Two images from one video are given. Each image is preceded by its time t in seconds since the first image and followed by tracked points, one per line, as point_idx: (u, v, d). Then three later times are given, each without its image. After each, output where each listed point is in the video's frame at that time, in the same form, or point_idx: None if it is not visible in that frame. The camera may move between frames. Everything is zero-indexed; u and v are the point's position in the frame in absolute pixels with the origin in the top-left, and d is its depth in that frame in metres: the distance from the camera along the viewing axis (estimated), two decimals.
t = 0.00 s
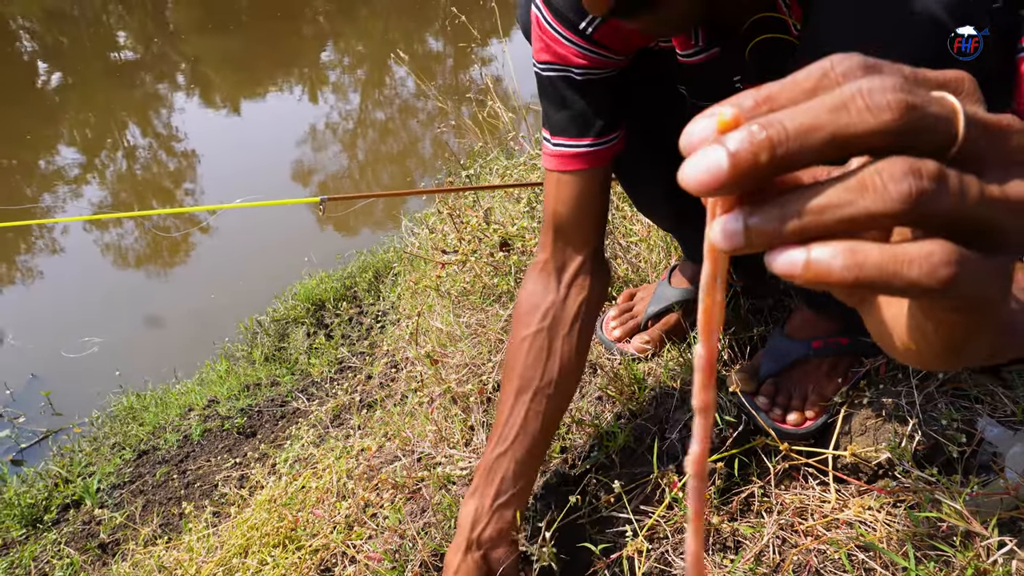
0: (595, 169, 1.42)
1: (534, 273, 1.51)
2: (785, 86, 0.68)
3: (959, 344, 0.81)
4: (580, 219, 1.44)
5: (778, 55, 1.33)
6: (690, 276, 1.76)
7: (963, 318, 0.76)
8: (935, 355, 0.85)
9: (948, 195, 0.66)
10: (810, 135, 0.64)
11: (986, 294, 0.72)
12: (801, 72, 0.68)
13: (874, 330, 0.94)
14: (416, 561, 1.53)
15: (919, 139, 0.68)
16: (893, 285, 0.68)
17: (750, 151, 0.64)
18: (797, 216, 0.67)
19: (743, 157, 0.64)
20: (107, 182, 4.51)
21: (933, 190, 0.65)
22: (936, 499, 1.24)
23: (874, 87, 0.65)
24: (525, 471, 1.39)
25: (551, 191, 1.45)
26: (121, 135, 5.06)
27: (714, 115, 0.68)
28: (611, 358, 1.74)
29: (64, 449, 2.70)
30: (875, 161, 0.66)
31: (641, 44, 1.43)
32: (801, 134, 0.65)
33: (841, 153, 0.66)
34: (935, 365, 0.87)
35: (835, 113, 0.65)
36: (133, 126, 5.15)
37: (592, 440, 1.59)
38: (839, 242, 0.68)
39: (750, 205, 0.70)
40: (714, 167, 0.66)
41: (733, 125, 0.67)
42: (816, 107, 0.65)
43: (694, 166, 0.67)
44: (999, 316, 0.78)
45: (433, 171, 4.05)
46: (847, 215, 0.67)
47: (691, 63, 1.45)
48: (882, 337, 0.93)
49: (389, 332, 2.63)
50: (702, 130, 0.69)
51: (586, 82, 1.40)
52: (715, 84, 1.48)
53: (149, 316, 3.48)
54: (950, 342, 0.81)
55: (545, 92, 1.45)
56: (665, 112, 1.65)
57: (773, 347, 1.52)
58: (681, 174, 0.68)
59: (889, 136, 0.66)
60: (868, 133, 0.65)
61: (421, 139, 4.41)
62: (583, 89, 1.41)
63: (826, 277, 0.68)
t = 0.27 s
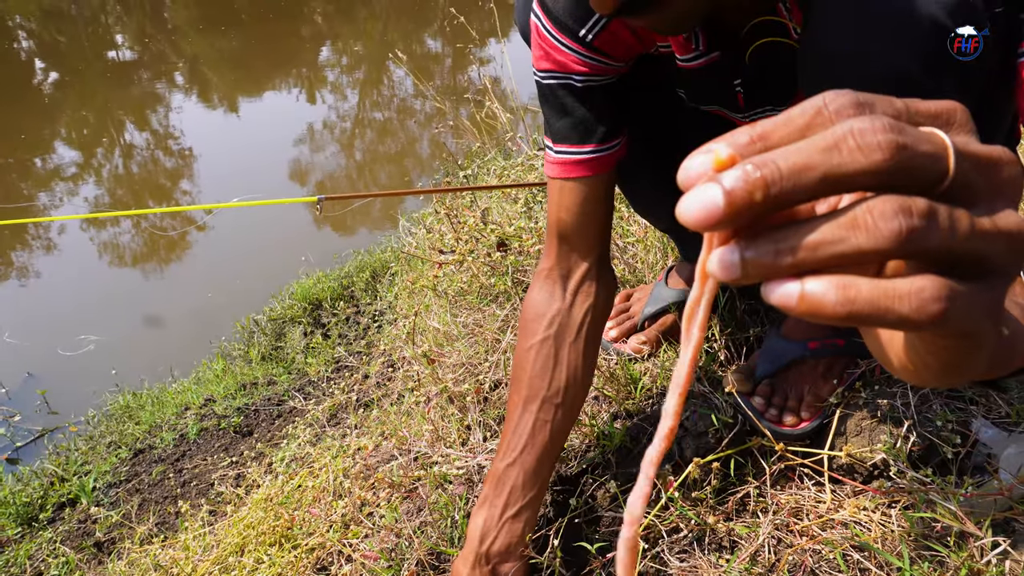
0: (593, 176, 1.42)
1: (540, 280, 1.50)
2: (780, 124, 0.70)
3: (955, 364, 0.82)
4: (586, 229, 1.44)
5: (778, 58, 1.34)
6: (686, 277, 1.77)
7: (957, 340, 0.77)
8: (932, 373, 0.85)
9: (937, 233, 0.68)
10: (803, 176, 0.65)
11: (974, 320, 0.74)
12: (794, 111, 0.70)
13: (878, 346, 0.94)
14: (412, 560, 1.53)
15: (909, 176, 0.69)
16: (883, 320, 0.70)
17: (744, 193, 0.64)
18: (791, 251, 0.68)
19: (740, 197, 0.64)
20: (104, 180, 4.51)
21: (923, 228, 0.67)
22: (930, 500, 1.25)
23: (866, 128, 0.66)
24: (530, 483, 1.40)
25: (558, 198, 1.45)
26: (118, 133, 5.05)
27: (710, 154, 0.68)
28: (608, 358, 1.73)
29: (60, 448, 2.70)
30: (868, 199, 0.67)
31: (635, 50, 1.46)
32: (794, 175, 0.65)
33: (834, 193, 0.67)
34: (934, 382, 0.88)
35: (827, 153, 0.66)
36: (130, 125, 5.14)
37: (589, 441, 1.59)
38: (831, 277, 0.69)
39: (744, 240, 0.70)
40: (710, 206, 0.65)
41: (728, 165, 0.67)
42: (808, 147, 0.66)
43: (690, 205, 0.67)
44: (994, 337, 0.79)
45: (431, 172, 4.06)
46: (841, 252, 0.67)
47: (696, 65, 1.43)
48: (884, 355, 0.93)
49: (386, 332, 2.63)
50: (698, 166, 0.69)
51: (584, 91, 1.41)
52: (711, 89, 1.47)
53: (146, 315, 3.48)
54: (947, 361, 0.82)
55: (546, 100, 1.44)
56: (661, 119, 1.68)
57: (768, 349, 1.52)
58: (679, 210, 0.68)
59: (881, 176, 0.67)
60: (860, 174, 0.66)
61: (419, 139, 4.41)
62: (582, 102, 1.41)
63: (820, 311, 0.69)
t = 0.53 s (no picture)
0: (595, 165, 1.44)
1: (550, 254, 1.51)
2: (788, 135, 0.72)
3: (957, 366, 0.83)
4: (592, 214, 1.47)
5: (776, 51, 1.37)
6: (682, 272, 1.76)
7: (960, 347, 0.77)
8: (932, 376, 0.86)
9: (944, 242, 0.69)
10: (809, 187, 0.67)
11: (979, 329, 0.74)
12: (802, 122, 0.72)
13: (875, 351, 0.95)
14: (405, 555, 1.54)
15: (916, 187, 0.70)
16: (890, 328, 0.71)
17: (750, 204, 0.66)
18: (798, 259, 0.70)
19: (744, 207, 0.66)
20: (99, 174, 4.49)
21: (929, 237, 0.68)
22: (920, 496, 1.26)
23: (873, 141, 0.68)
24: (538, 449, 1.38)
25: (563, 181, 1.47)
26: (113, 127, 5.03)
27: (717, 165, 0.70)
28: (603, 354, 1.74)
29: (53, 442, 2.69)
30: (874, 210, 0.69)
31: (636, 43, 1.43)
32: (800, 187, 0.67)
33: (842, 204, 0.69)
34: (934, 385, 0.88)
35: (835, 165, 0.67)
36: (125, 119, 5.12)
37: (582, 437, 1.60)
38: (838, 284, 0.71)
39: (750, 248, 0.72)
40: (716, 217, 0.67)
41: (735, 175, 0.69)
42: (816, 160, 0.67)
43: (695, 214, 0.69)
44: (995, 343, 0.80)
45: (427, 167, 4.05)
46: (848, 261, 0.69)
47: (692, 59, 1.40)
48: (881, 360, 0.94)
49: (381, 327, 2.62)
50: (704, 176, 0.71)
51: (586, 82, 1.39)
52: (710, 84, 1.47)
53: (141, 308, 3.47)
54: (948, 365, 0.83)
55: (545, 93, 1.42)
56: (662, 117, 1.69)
57: (762, 345, 1.55)
58: (684, 219, 0.70)
59: (888, 189, 0.69)
60: (867, 187, 0.68)
61: (415, 134, 4.40)
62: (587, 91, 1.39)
63: (826, 317, 0.70)
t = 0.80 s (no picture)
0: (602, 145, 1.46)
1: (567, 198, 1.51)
2: (795, 142, 0.70)
3: (949, 370, 0.84)
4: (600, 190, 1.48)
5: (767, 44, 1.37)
6: (671, 269, 1.78)
7: (955, 354, 0.78)
8: (924, 376, 0.87)
9: (947, 253, 0.69)
10: (818, 197, 0.65)
11: (976, 336, 0.75)
12: (809, 128, 0.71)
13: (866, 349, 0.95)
14: (390, 550, 1.54)
15: (922, 197, 0.70)
16: (890, 336, 0.71)
17: (758, 212, 0.65)
18: (802, 267, 0.69)
19: (752, 215, 0.64)
20: (87, 165, 4.45)
21: (933, 248, 0.68)
22: (902, 494, 1.27)
23: (882, 151, 0.67)
24: (517, 384, 1.34)
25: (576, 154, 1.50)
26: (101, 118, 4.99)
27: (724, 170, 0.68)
28: (591, 351, 1.75)
29: (38, 435, 2.67)
30: (880, 219, 0.68)
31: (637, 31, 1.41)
32: (809, 196, 0.65)
33: (848, 212, 0.68)
34: (925, 385, 0.89)
35: (843, 175, 0.66)
36: (114, 110, 5.08)
37: (571, 434, 1.56)
38: (842, 292, 0.70)
39: (754, 252, 0.70)
40: (724, 223, 0.65)
41: (743, 181, 0.68)
42: (825, 168, 0.66)
43: (700, 219, 0.67)
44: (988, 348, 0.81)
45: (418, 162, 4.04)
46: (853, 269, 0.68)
47: (682, 50, 1.38)
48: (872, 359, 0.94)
49: (370, 322, 2.62)
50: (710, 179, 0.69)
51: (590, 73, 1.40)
52: (704, 76, 1.47)
53: (128, 301, 3.44)
54: (940, 368, 0.83)
55: (551, 74, 1.44)
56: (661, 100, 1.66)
57: (750, 343, 1.54)
58: (690, 223, 0.68)
59: (894, 200, 0.68)
60: (874, 198, 0.67)
61: (407, 129, 4.39)
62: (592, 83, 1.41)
63: (829, 323, 0.70)
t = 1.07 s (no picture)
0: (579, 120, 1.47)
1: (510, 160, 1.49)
2: (814, 118, 0.76)
3: (950, 343, 0.89)
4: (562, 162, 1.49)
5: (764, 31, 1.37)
6: (662, 269, 1.78)
7: (957, 326, 0.84)
8: (925, 350, 0.93)
9: (957, 227, 0.75)
10: (834, 168, 0.71)
11: (979, 308, 0.80)
12: (829, 105, 0.76)
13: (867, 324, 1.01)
14: (380, 550, 1.54)
15: (936, 173, 0.75)
16: (901, 304, 0.77)
17: (777, 181, 0.71)
18: (818, 237, 0.75)
19: (772, 183, 0.71)
20: (76, 162, 4.42)
21: (946, 221, 0.73)
22: (890, 494, 1.28)
23: (899, 128, 0.72)
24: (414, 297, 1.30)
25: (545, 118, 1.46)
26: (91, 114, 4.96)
27: (743, 143, 0.74)
28: (581, 351, 1.74)
29: (24, 433, 2.65)
30: (895, 193, 0.74)
31: (635, 4, 1.44)
32: (825, 168, 0.71)
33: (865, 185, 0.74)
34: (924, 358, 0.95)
35: (861, 149, 0.72)
36: (103, 106, 5.04)
37: (561, 433, 1.56)
38: (856, 262, 0.76)
39: (773, 222, 0.76)
40: (745, 192, 0.71)
41: (763, 152, 0.74)
42: (844, 143, 0.72)
43: (724, 190, 0.73)
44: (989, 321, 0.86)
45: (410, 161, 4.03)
46: (868, 241, 0.74)
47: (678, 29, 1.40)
48: (873, 333, 1.00)
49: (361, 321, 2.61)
50: (731, 150, 0.75)
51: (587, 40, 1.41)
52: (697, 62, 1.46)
53: (117, 300, 3.42)
54: (941, 341, 0.89)
55: (538, 40, 1.42)
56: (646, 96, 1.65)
57: (740, 344, 1.55)
58: (714, 193, 0.74)
59: (909, 175, 0.73)
60: (890, 173, 0.72)
61: (399, 128, 4.38)
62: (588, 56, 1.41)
63: (843, 291, 0.76)
